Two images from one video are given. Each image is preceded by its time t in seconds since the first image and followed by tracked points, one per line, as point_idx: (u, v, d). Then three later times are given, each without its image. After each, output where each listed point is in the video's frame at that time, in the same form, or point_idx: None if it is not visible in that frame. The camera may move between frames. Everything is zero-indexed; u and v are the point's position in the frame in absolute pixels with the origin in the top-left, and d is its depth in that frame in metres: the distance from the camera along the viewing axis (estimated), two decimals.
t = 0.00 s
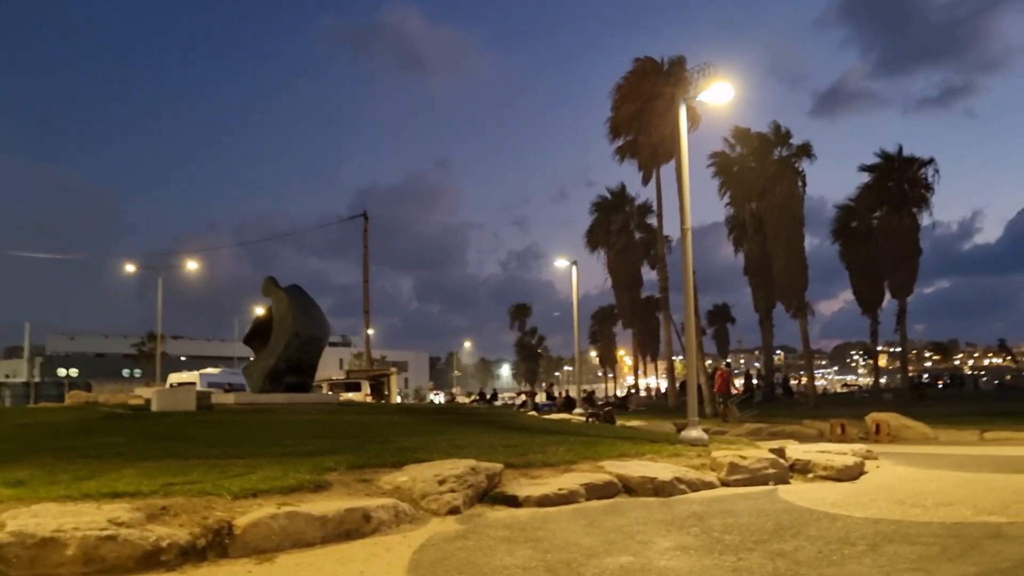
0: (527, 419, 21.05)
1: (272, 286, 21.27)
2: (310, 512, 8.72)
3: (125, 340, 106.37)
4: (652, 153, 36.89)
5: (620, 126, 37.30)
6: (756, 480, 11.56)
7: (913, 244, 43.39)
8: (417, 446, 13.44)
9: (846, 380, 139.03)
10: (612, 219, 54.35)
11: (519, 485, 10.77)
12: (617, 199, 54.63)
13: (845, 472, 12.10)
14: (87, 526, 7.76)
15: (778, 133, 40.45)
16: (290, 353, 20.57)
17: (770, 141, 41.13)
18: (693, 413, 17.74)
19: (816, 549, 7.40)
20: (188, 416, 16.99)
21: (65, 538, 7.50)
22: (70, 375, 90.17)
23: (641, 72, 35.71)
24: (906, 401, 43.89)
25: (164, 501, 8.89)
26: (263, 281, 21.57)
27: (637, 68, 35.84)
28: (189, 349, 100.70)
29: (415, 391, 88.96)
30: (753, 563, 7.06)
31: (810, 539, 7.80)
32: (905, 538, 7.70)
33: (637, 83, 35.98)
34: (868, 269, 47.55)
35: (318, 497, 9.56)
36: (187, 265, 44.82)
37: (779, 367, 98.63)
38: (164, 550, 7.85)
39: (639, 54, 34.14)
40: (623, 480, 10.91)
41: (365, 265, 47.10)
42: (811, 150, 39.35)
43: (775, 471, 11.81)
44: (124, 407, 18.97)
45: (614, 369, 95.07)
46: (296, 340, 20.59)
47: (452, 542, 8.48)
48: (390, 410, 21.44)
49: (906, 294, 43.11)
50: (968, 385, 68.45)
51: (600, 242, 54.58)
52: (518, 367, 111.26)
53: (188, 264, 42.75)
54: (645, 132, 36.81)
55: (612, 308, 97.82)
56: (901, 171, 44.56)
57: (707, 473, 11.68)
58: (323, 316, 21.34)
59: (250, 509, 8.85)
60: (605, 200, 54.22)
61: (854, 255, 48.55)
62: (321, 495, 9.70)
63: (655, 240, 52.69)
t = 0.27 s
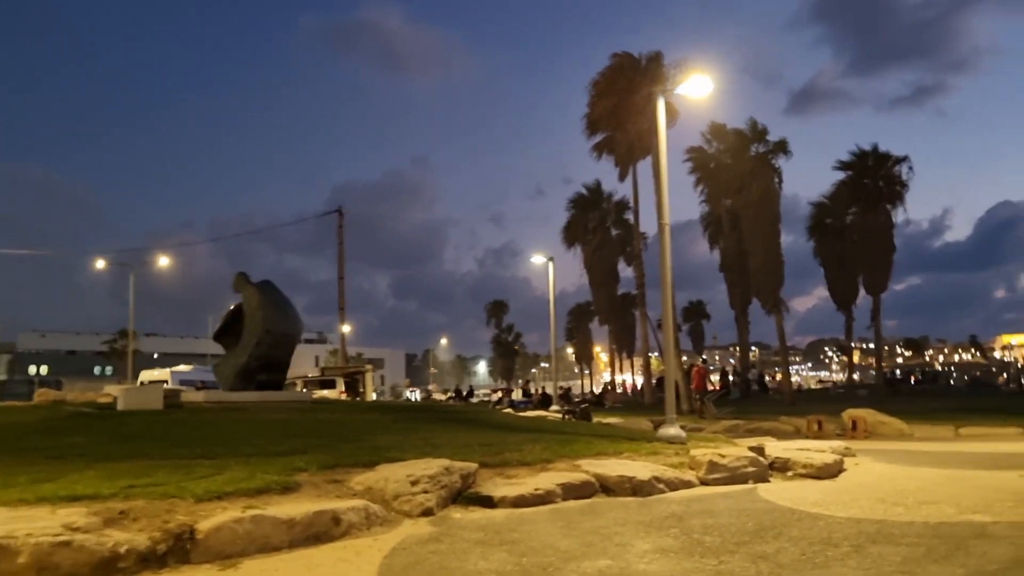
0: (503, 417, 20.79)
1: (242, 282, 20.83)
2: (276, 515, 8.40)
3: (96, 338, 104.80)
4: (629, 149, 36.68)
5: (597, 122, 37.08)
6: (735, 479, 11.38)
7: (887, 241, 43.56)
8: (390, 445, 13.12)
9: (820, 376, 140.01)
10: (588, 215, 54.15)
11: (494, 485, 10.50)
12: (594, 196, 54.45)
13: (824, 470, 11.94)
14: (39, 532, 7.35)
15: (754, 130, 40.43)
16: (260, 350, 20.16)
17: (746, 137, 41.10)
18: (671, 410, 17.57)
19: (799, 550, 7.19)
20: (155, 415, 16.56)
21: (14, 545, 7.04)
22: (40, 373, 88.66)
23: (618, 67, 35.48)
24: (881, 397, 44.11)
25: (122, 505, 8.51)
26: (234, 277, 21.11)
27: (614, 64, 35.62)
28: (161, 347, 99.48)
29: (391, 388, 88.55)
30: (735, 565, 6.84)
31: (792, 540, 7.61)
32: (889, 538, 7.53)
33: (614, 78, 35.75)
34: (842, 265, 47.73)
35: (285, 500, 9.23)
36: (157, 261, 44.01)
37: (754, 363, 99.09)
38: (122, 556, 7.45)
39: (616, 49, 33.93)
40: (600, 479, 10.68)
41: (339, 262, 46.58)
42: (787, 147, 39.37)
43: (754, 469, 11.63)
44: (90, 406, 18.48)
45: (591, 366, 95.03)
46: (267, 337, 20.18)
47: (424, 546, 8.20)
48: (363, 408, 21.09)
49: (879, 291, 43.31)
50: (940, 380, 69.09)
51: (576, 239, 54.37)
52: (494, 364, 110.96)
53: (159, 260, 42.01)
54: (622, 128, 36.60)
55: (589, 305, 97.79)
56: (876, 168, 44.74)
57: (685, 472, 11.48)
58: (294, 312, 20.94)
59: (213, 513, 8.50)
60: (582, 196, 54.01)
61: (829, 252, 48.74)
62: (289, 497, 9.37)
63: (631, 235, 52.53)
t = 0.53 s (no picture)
0: (473, 416, 20.49)
1: (206, 278, 20.33)
2: (234, 518, 8.06)
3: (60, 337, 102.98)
4: (600, 147, 36.51)
5: (568, 120, 36.87)
6: (707, 477, 11.19)
7: (856, 239, 43.79)
8: (356, 445, 12.78)
9: (789, 374, 141.12)
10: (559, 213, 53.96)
11: (462, 484, 10.23)
12: (565, 194, 54.27)
13: (798, 467, 11.79)
14: None
15: (725, 128, 40.44)
16: (224, 349, 19.69)
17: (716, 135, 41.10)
18: (642, 408, 17.37)
19: (775, 550, 6.99)
20: (114, 415, 16.08)
21: None
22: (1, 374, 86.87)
23: (589, 65, 35.30)
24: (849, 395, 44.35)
25: (71, 509, 8.11)
26: (197, 273, 20.61)
27: (584, 61, 35.43)
28: (127, 347, 97.92)
29: (361, 388, 87.81)
30: (710, 566, 6.62)
31: (767, 539, 7.41)
32: (866, 536, 7.36)
33: (585, 76, 35.57)
34: (811, 263, 47.97)
35: (244, 502, 8.88)
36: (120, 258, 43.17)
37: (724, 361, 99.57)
38: (69, 563, 7.04)
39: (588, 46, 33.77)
40: (571, 479, 10.44)
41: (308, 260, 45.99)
42: (757, 145, 39.43)
43: (727, 467, 11.44)
44: (47, 406, 17.92)
45: (562, 364, 94.92)
46: (231, 335, 19.71)
47: (389, 548, 7.90)
48: (330, 407, 20.70)
49: (848, 289, 43.54)
50: (907, 378, 69.76)
51: (547, 237, 54.17)
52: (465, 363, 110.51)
53: (122, 258, 41.20)
54: (593, 126, 36.42)
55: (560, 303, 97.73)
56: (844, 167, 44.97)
57: (658, 470, 11.26)
58: (260, 310, 20.48)
59: (167, 517, 8.14)
60: (553, 194, 53.81)
61: (799, 250, 48.96)
62: (249, 499, 9.02)
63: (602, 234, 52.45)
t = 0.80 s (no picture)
0: (465, 415, 20.19)
1: (193, 275, 19.98)
2: (213, 524, 7.74)
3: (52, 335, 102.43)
4: (594, 144, 36.23)
5: (562, 117, 36.59)
6: (704, 480, 10.91)
7: (851, 238, 43.61)
8: (344, 446, 12.46)
9: (783, 373, 141.13)
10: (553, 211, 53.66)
11: (451, 488, 9.92)
12: (558, 191, 53.98)
13: (795, 469, 11.52)
14: None
15: (719, 125, 40.20)
16: (212, 347, 19.35)
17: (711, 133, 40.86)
18: (637, 407, 17.08)
19: (775, 559, 6.70)
20: (98, 415, 15.73)
21: None
22: None
23: (583, 61, 35.03)
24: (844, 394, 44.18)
25: (42, 516, 7.77)
26: (184, 270, 20.26)
27: (577, 57, 35.15)
28: (119, 344, 97.40)
29: (354, 386, 87.44)
30: None
31: (766, 547, 7.13)
32: (870, 544, 7.08)
33: (580, 72, 35.30)
34: (806, 261, 47.79)
35: (224, 507, 8.56)
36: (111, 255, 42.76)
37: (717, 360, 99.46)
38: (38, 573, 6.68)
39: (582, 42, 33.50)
40: (564, 482, 10.15)
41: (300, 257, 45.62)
42: (752, 143, 39.20)
43: (724, 470, 11.16)
44: (30, 405, 17.56)
45: (555, 363, 94.68)
46: (219, 333, 19.38)
47: (374, 556, 7.59)
48: (320, 407, 20.38)
49: (843, 287, 43.34)
50: (901, 377, 69.69)
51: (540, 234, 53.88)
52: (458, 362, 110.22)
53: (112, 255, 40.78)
54: (587, 123, 36.14)
55: (554, 302, 97.49)
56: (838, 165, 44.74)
57: (653, 474, 10.98)
58: (248, 308, 20.15)
59: (143, 523, 7.80)
60: (546, 192, 53.51)
61: (794, 249, 48.79)
62: (229, 504, 8.70)
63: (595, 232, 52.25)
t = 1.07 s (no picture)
0: (450, 416, 19.91)
1: (173, 273, 19.60)
2: (185, 530, 7.42)
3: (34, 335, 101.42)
4: (582, 141, 35.99)
5: (548, 113, 36.36)
6: (692, 481, 10.67)
7: (838, 236, 43.55)
8: (324, 447, 12.15)
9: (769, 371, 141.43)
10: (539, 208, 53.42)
11: (434, 489, 9.64)
12: (545, 189, 53.73)
13: (785, 469, 11.30)
14: None
15: (706, 122, 40.05)
16: (192, 346, 18.99)
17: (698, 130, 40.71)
18: (624, 407, 16.86)
19: (768, 564, 6.46)
20: (73, 416, 15.36)
21: None
22: None
23: (569, 57, 34.85)
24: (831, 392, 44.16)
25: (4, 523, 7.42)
26: (164, 268, 19.87)
27: (564, 54, 34.96)
28: (101, 343, 96.44)
29: (340, 386, 86.97)
30: None
31: (758, 552, 6.88)
32: (863, 548, 6.86)
33: (566, 69, 35.09)
34: (794, 259, 47.74)
35: (197, 512, 8.24)
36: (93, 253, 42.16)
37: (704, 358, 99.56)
38: None
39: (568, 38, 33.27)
40: (550, 483, 9.89)
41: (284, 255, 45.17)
42: (739, 140, 39.04)
43: (713, 470, 10.93)
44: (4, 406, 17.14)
45: (543, 361, 94.51)
46: (200, 332, 19.01)
47: (352, 562, 7.30)
48: (302, 406, 20.05)
49: (830, 285, 43.25)
50: (887, 374, 69.83)
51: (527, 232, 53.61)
52: (445, 361, 109.92)
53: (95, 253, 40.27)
54: (573, 120, 35.92)
55: (540, 300, 97.32)
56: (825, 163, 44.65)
57: (641, 475, 10.73)
58: (229, 306, 19.77)
59: (111, 529, 7.47)
60: (533, 189, 53.25)
61: (781, 247, 48.73)
62: (203, 509, 8.37)
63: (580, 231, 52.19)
